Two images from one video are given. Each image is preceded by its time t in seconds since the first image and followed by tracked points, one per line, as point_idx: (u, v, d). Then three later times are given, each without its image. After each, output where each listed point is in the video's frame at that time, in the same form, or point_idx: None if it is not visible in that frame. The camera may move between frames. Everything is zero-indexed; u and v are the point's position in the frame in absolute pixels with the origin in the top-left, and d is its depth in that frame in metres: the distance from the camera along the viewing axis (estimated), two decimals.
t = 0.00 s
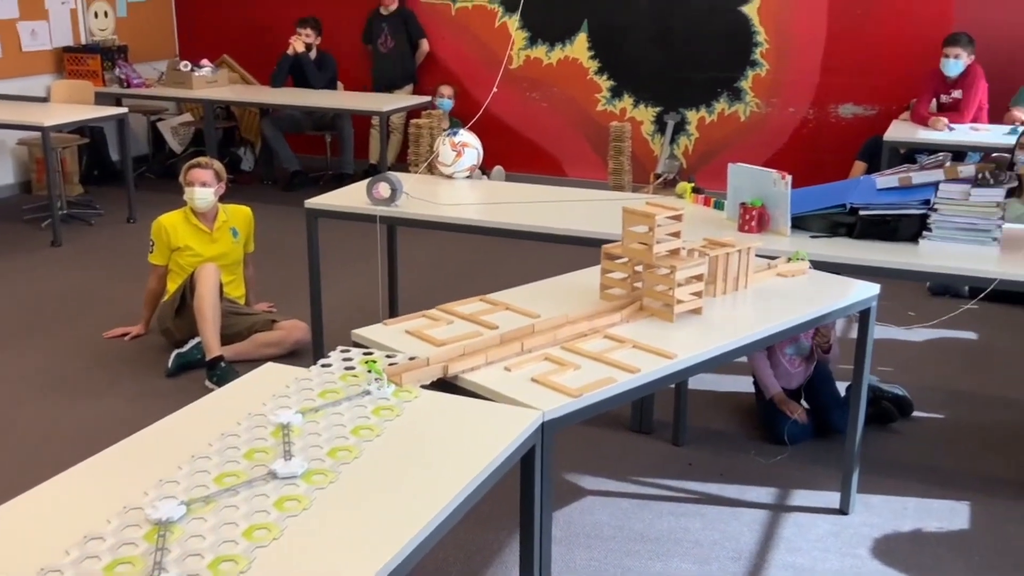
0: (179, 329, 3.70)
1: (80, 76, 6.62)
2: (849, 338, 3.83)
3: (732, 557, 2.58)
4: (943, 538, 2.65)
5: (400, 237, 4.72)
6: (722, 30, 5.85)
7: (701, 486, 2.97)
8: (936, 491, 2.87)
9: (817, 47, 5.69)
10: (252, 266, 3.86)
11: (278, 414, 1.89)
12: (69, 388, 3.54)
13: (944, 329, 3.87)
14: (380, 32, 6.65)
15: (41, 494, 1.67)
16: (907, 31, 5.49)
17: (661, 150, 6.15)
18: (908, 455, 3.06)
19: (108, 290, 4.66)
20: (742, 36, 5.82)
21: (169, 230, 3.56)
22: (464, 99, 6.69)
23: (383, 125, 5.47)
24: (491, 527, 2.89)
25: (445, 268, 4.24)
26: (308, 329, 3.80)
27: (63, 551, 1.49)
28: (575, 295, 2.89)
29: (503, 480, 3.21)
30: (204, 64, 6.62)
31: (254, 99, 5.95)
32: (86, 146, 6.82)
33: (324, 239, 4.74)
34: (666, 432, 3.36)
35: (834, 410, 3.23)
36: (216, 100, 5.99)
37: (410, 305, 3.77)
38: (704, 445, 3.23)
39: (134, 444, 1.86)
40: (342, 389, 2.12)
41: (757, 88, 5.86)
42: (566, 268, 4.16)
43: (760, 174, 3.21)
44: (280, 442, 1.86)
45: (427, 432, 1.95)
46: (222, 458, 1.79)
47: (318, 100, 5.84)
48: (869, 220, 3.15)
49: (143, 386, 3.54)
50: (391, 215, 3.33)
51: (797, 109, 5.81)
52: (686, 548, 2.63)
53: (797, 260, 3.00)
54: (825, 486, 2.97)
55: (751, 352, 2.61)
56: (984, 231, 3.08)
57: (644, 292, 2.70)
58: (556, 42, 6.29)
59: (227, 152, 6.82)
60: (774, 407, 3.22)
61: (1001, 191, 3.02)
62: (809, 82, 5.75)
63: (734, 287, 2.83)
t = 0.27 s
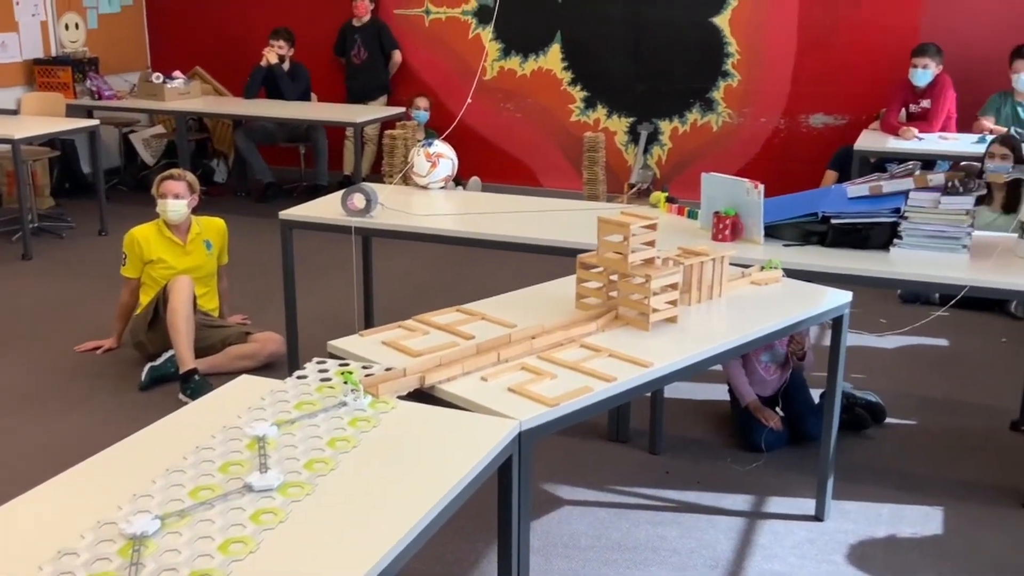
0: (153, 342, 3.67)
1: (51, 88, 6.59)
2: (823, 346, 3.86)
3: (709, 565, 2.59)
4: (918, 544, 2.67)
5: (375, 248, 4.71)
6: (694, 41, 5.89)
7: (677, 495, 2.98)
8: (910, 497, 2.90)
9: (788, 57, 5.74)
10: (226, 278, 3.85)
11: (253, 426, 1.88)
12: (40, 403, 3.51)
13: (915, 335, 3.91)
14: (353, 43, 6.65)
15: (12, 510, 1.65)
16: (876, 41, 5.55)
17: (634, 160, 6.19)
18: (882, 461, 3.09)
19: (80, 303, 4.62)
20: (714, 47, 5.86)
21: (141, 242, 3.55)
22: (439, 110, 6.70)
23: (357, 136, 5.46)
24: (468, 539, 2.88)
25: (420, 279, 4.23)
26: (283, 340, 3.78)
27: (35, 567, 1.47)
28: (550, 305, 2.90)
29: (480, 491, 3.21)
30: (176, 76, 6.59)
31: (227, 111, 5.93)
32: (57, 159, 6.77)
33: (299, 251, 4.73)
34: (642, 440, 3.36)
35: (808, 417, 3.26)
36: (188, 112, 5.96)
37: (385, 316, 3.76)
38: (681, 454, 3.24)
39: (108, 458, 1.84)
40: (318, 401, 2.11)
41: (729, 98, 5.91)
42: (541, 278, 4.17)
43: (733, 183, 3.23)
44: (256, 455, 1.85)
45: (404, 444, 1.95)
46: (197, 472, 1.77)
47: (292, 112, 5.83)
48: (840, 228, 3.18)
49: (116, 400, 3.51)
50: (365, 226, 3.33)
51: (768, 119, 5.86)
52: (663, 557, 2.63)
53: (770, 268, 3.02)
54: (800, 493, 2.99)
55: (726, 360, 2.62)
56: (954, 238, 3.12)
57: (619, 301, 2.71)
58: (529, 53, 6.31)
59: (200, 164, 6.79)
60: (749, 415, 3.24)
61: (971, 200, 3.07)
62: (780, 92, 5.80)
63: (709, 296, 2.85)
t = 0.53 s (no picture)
0: (127, 354, 3.62)
1: (24, 98, 6.53)
2: (799, 353, 3.88)
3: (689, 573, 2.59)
4: (895, 549, 2.68)
5: (352, 258, 4.70)
6: (669, 50, 5.93)
7: (656, 503, 2.98)
8: (886, 503, 2.92)
9: (762, 66, 5.79)
10: (202, 289, 3.83)
11: (230, 438, 1.87)
12: (13, 416, 3.47)
13: (890, 342, 3.94)
14: (329, 53, 6.65)
15: None
16: (849, 50, 5.60)
17: (611, 169, 6.20)
18: (859, 467, 3.10)
19: (53, 315, 4.58)
20: (688, 56, 5.90)
21: (115, 254, 3.52)
22: (415, 120, 6.70)
23: (333, 146, 5.45)
24: (447, 549, 2.87)
25: (397, 289, 4.22)
26: (259, 352, 3.76)
27: None
28: (528, 314, 2.90)
29: (459, 501, 3.20)
30: (150, 86, 6.55)
31: (202, 121, 5.90)
32: (30, 170, 6.72)
33: (275, 261, 4.71)
34: (621, 448, 3.37)
35: (784, 424, 3.28)
36: (163, 122, 5.92)
37: (362, 326, 3.75)
38: (659, 462, 3.25)
39: (82, 472, 1.82)
40: (296, 412, 2.10)
41: (704, 107, 5.94)
42: (519, 287, 4.17)
43: (709, 192, 3.25)
44: (233, 467, 1.83)
45: (383, 455, 1.94)
46: (173, 485, 1.76)
47: (267, 122, 5.80)
48: (815, 236, 3.19)
49: (91, 413, 3.48)
50: (343, 236, 3.32)
51: (743, 128, 5.89)
52: (643, 565, 2.64)
53: (746, 276, 3.03)
54: (778, 500, 3.00)
55: (704, 368, 2.63)
56: (928, 245, 3.16)
57: (597, 309, 2.72)
58: (505, 62, 6.32)
59: (175, 175, 6.75)
60: (727, 422, 3.25)
61: (943, 207, 3.11)
62: (754, 101, 5.84)
63: (686, 304, 2.86)
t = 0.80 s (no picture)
0: (103, 366, 3.61)
1: None
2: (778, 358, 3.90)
3: None
4: (874, 554, 2.70)
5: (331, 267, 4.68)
6: (646, 58, 5.96)
7: (637, 510, 2.99)
8: (864, 508, 2.93)
9: (739, 75, 5.82)
10: (179, 300, 3.80)
11: (209, 449, 1.86)
12: None
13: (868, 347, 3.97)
14: (306, 61, 6.63)
15: None
16: (824, 58, 5.65)
17: (589, 177, 6.22)
18: (837, 472, 3.12)
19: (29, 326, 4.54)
20: (666, 64, 5.93)
21: (90, 265, 3.49)
22: (394, 129, 6.70)
23: (311, 154, 5.43)
24: (427, 558, 2.86)
25: (376, 297, 4.21)
26: (237, 361, 3.74)
27: None
28: (508, 322, 2.90)
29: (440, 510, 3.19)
30: (126, 95, 6.51)
31: (178, 130, 5.87)
32: (4, 180, 6.66)
33: (254, 271, 4.69)
34: (601, 456, 3.37)
35: (763, 430, 3.29)
36: (139, 131, 5.89)
37: (341, 335, 3.74)
38: (639, 469, 3.25)
39: (58, 484, 1.80)
40: (275, 422, 2.08)
41: (681, 115, 5.97)
42: (498, 295, 4.17)
43: (688, 199, 3.26)
44: (211, 478, 1.82)
45: (363, 464, 1.93)
46: (151, 497, 1.74)
47: (245, 130, 5.78)
48: (793, 243, 3.22)
49: (67, 425, 3.45)
50: (321, 245, 3.31)
51: (720, 135, 5.92)
52: (624, 572, 2.64)
53: (725, 282, 3.05)
54: (757, 506, 3.01)
55: (683, 375, 2.64)
56: (903, 251, 3.18)
57: (577, 316, 2.72)
58: (483, 71, 6.33)
59: (151, 185, 6.72)
60: (706, 428, 3.26)
61: (919, 213, 3.14)
62: (732, 109, 5.87)
63: (665, 310, 2.87)
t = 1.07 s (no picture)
0: (80, 375, 3.60)
1: None
2: (757, 364, 3.92)
3: None
4: (854, 558, 2.71)
5: (310, 275, 4.67)
6: (624, 66, 5.98)
7: (618, 516, 2.99)
8: (844, 512, 2.95)
9: (717, 83, 5.85)
10: (157, 309, 3.77)
11: (188, 459, 1.85)
12: None
13: (846, 352, 3.99)
14: (285, 70, 6.64)
15: None
16: (801, 66, 5.69)
17: (569, 184, 6.24)
18: (817, 477, 3.14)
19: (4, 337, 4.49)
20: (644, 72, 5.95)
21: (68, 274, 3.46)
22: (372, 136, 6.69)
23: (290, 163, 5.42)
24: (409, 567, 2.85)
25: (355, 306, 4.20)
26: (216, 371, 3.72)
27: None
28: (488, 329, 2.90)
29: (421, 518, 3.18)
30: (103, 103, 6.47)
31: (155, 139, 5.84)
32: None
33: (232, 280, 4.66)
34: (583, 462, 3.37)
35: (743, 435, 3.30)
36: (116, 140, 5.85)
37: (321, 344, 3.73)
38: (620, 475, 3.26)
39: (36, 496, 1.78)
40: (255, 431, 2.08)
41: (659, 122, 5.99)
42: (478, 302, 4.17)
43: (667, 207, 3.28)
44: (190, 489, 1.81)
45: (343, 473, 1.92)
46: (130, 508, 1.73)
47: (223, 139, 5.75)
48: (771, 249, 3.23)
49: (44, 436, 3.41)
50: (301, 253, 3.30)
51: (698, 143, 5.96)
52: None
53: (704, 288, 3.06)
54: (738, 511, 3.02)
55: (663, 381, 2.65)
56: (880, 257, 3.20)
57: (557, 324, 2.73)
58: (462, 79, 6.34)
59: (128, 194, 6.66)
60: (686, 433, 3.27)
61: (895, 219, 3.16)
62: (709, 116, 5.91)
63: (645, 317, 2.88)
